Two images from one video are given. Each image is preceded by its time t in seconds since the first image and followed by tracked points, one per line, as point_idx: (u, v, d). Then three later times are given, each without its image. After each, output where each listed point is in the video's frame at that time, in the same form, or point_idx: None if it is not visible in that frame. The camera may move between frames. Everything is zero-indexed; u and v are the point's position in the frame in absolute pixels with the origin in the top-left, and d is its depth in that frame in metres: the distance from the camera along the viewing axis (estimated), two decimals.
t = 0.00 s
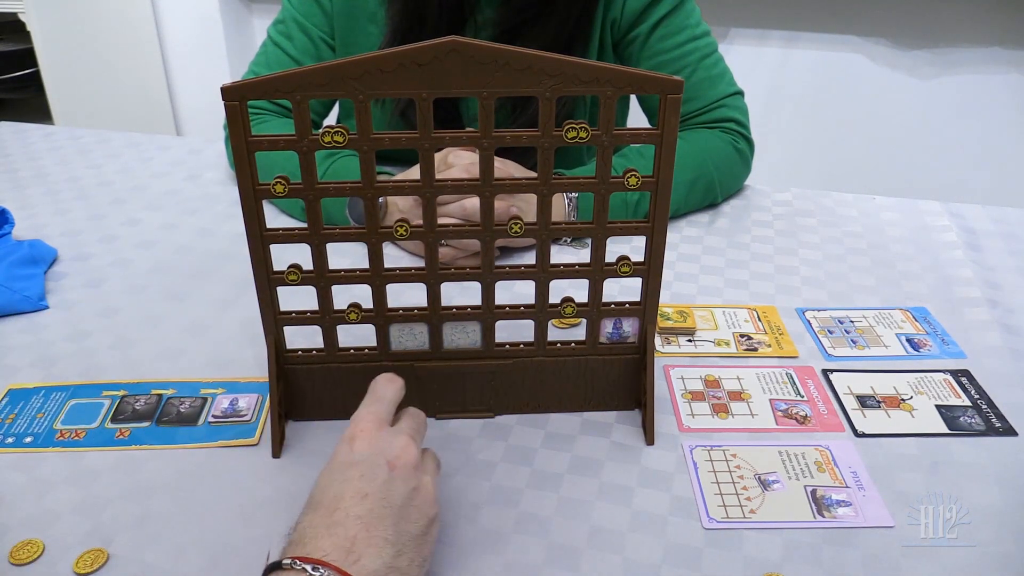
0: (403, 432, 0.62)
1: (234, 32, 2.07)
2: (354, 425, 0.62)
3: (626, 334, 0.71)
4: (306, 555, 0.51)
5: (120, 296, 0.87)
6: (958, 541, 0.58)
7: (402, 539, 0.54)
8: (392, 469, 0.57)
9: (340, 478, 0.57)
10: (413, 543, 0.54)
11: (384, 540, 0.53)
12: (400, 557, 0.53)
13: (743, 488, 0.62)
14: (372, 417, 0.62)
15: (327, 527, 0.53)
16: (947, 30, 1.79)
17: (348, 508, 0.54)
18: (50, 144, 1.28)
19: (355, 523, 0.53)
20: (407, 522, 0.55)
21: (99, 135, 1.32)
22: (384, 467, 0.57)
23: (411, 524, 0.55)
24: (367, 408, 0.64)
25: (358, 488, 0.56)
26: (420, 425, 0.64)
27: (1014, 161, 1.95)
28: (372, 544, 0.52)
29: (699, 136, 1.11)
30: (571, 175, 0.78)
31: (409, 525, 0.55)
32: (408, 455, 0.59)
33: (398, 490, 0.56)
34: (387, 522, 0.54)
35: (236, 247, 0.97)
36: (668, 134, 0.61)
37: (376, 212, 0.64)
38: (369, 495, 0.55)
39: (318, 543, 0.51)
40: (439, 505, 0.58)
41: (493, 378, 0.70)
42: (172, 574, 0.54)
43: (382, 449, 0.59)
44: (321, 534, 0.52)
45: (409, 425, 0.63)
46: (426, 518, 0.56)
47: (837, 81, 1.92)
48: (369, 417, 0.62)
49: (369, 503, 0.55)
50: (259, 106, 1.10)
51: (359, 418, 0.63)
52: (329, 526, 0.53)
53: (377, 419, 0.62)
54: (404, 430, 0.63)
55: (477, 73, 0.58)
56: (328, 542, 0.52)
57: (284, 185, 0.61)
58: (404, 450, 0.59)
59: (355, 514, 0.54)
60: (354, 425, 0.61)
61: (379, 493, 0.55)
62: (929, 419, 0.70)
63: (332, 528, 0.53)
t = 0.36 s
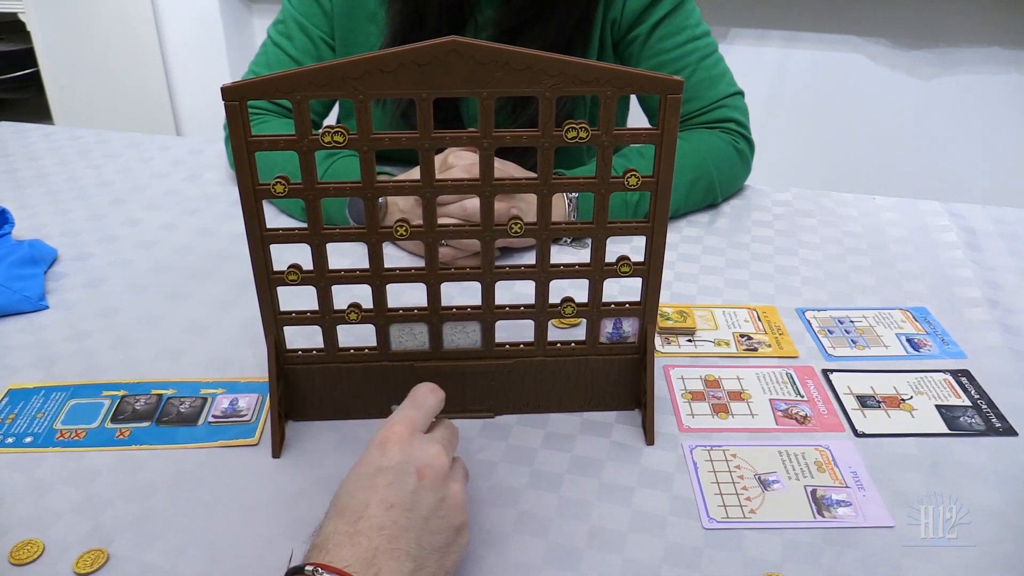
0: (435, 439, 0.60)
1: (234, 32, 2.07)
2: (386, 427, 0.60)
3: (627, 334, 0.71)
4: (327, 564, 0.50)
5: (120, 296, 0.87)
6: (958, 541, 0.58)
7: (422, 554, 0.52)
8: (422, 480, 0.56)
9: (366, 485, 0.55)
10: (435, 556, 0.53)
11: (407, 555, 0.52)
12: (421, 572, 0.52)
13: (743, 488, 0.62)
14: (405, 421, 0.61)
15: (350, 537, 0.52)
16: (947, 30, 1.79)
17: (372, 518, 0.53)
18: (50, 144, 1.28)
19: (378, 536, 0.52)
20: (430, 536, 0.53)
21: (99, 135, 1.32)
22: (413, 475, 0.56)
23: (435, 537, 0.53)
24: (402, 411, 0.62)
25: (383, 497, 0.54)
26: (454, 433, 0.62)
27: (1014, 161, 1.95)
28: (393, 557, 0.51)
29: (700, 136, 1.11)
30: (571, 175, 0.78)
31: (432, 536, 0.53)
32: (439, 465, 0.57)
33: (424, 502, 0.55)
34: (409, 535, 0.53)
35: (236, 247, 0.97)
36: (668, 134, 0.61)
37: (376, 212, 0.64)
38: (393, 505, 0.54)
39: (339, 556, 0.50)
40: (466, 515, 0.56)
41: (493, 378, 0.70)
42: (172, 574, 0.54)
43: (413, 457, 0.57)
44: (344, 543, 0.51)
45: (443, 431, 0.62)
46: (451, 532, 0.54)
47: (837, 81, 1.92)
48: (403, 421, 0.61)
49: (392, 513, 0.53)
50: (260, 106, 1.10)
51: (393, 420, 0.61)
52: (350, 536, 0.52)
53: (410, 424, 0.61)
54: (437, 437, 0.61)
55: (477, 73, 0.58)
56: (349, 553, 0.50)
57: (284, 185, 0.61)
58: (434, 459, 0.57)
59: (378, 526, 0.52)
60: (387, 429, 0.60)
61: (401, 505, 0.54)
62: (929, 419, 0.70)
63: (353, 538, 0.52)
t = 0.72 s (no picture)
0: (434, 433, 0.60)
1: (234, 32, 2.07)
2: (384, 424, 0.60)
3: (626, 334, 0.71)
4: (326, 565, 0.50)
5: (120, 296, 0.86)
6: (958, 541, 0.58)
7: (423, 553, 0.52)
8: (419, 476, 0.55)
9: (364, 486, 0.55)
10: (437, 554, 0.53)
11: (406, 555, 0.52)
12: (422, 570, 0.52)
13: (743, 488, 0.62)
14: (400, 417, 0.60)
15: (349, 538, 0.52)
16: (947, 30, 1.79)
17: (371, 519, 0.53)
18: (49, 144, 1.28)
19: (376, 538, 0.52)
20: (431, 534, 0.53)
21: (99, 135, 1.32)
22: (409, 473, 0.55)
23: (436, 534, 0.53)
24: (396, 408, 0.62)
25: (381, 497, 0.54)
26: (453, 423, 0.62)
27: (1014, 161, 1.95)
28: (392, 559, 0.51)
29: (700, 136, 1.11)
30: (570, 176, 0.78)
31: (433, 534, 0.53)
32: (436, 459, 0.56)
33: (422, 499, 0.54)
34: (409, 535, 0.53)
35: (236, 247, 0.97)
36: (668, 134, 0.61)
37: (376, 212, 0.64)
38: (392, 505, 0.54)
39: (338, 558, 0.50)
40: (470, 507, 0.55)
41: (494, 378, 0.70)
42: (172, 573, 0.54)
43: (409, 453, 0.57)
44: (343, 545, 0.51)
45: (441, 423, 0.61)
46: (453, 527, 0.53)
47: (837, 81, 1.92)
48: (398, 417, 0.60)
49: (391, 513, 0.53)
50: (260, 106, 1.10)
51: (389, 417, 0.61)
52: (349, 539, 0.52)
53: (406, 420, 0.60)
54: (435, 430, 0.60)
55: (477, 73, 0.58)
56: (348, 555, 0.51)
57: (284, 185, 0.61)
58: (431, 454, 0.57)
59: (377, 527, 0.52)
60: (382, 426, 0.59)
61: (400, 504, 0.54)
62: (929, 420, 0.70)
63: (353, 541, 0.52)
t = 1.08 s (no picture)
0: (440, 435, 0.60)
1: (234, 32, 2.07)
2: (391, 422, 0.60)
3: (626, 334, 0.71)
4: (329, 566, 0.50)
5: (120, 296, 0.86)
6: (958, 542, 0.58)
7: (427, 553, 0.52)
8: (429, 474, 0.55)
9: (371, 486, 0.55)
10: (442, 555, 0.53)
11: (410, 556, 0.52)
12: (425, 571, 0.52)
13: (743, 488, 0.62)
14: (408, 417, 0.60)
15: (353, 540, 0.52)
16: (947, 30, 1.79)
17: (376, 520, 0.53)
18: (49, 144, 1.28)
19: (381, 539, 0.52)
20: (436, 535, 0.53)
21: (99, 135, 1.32)
22: (418, 472, 0.55)
23: (442, 535, 0.53)
24: (408, 405, 0.61)
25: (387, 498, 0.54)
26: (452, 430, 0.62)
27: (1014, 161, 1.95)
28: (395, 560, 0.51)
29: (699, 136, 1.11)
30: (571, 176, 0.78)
31: (439, 535, 0.53)
32: (445, 459, 0.56)
33: (430, 499, 0.54)
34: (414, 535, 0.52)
35: (237, 247, 0.97)
36: (669, 134, 0.61)
37: (376, 212, 0.64)
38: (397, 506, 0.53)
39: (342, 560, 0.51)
40: (477, 508, 0.55)
41: (493, 378, 0.70)
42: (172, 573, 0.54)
43: (417, 453, 0.56)
44: (347, 546, 0.52)
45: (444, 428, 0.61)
46: (459, 527, 0.54)
47: (837, 81, 1.92)
48: (406, 417, 0.60)
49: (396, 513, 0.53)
50: (260, 106, 1.10)
51: (398, 415, 0.60)
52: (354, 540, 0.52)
53: (414, 419, 0.60)
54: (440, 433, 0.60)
55: (477, 73, 0.58)
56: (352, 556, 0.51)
57: (284, 185, 0.61)
58: (440, 454, 0.56)
59: (382, 528, 0.52)
60: (389, 425, 0.59)
61: (406, 504, 0.54)
62: (929, 420, 0.70)
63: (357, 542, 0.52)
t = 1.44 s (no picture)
0: (442, 436, 0.59)
1: (234, 32, 2.07)
2: (393, 422, 0.59)
3: (626, 334, 0.71)
4: (329, 567, 0.50)
5: (120, 296, 0.86)
6: (958, 541, 0.58)
7: (426, 556, 0.52)
8: (429, 477, 0.55)
9: (371, 487, 0.55)
10: (442, 558, 0.53)
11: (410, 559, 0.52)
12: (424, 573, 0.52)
13: (743, 488, 0.62)
14: (410, 416, 0.59)
15: (353, 542, 0.52)
16: (947, 30, 1.79)
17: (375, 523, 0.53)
18: (49, 144, 1.28)
19: (381, 542, 0.52)
20: (436, 539, 0.53)
21: (99, 135, 1.32)
22: (419, 475, 0.55)
23: (442, 538, 0.53)
24: (410, 404, 0.60)
25: (387, 500, 0.54)
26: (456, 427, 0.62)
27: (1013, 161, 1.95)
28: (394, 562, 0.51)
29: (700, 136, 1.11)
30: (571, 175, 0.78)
31: (439, 538, 0.53)
32: (446, 462, 0.56)
33: (431, 502, 0.54)
34: (414, 538, 0.52)
35: (237, 247, 0.97)
36: (668, 134, 0.61)
37: (376, 212, 0.64)
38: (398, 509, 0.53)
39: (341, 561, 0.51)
40: (479, 512, 0.55)
41: (493, 378, 0.70)
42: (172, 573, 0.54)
43: (419, 455, 0.56)
44: (348, 548, 0.52)
45: (447, 426, 0.61)
46: (460, 532, 0.53)
47: (837, 81, 1.92)
48: (409, 417, 0.59)
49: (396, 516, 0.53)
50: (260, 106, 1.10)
51: (400, 415, 0.60)
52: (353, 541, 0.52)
53: (417, 420, 0.59)
54: (443, 433, 0.60)
55: (477, 73, 0.58)
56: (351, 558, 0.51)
57: (284, 185, 0.61)
58: (441, 457, 0.56)
59: (382, 531, 0.53)
60: (392, 425, 0.58)
61: (406, 507, 0.53)
62: (929, 420, 0.70)
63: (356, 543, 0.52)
